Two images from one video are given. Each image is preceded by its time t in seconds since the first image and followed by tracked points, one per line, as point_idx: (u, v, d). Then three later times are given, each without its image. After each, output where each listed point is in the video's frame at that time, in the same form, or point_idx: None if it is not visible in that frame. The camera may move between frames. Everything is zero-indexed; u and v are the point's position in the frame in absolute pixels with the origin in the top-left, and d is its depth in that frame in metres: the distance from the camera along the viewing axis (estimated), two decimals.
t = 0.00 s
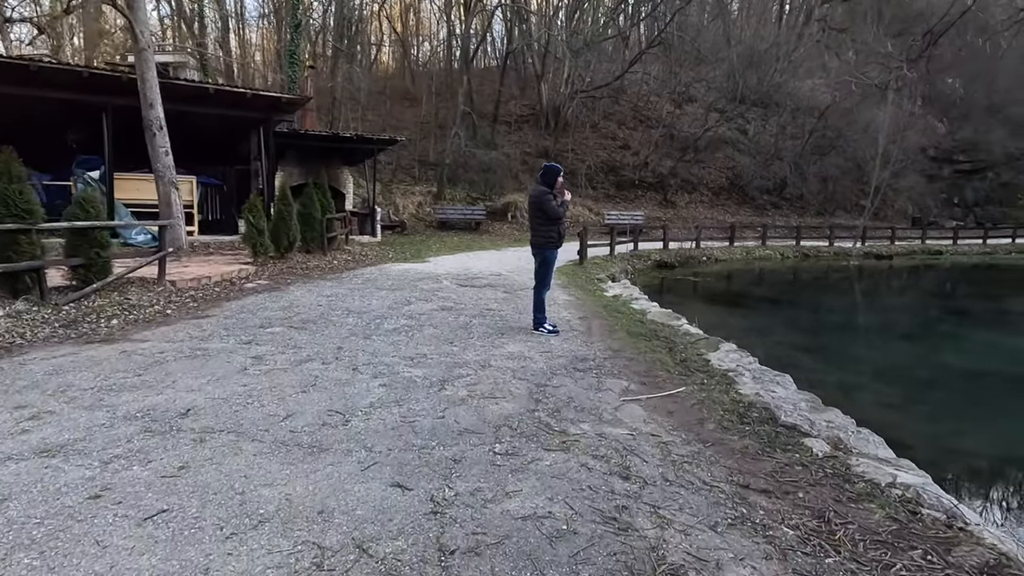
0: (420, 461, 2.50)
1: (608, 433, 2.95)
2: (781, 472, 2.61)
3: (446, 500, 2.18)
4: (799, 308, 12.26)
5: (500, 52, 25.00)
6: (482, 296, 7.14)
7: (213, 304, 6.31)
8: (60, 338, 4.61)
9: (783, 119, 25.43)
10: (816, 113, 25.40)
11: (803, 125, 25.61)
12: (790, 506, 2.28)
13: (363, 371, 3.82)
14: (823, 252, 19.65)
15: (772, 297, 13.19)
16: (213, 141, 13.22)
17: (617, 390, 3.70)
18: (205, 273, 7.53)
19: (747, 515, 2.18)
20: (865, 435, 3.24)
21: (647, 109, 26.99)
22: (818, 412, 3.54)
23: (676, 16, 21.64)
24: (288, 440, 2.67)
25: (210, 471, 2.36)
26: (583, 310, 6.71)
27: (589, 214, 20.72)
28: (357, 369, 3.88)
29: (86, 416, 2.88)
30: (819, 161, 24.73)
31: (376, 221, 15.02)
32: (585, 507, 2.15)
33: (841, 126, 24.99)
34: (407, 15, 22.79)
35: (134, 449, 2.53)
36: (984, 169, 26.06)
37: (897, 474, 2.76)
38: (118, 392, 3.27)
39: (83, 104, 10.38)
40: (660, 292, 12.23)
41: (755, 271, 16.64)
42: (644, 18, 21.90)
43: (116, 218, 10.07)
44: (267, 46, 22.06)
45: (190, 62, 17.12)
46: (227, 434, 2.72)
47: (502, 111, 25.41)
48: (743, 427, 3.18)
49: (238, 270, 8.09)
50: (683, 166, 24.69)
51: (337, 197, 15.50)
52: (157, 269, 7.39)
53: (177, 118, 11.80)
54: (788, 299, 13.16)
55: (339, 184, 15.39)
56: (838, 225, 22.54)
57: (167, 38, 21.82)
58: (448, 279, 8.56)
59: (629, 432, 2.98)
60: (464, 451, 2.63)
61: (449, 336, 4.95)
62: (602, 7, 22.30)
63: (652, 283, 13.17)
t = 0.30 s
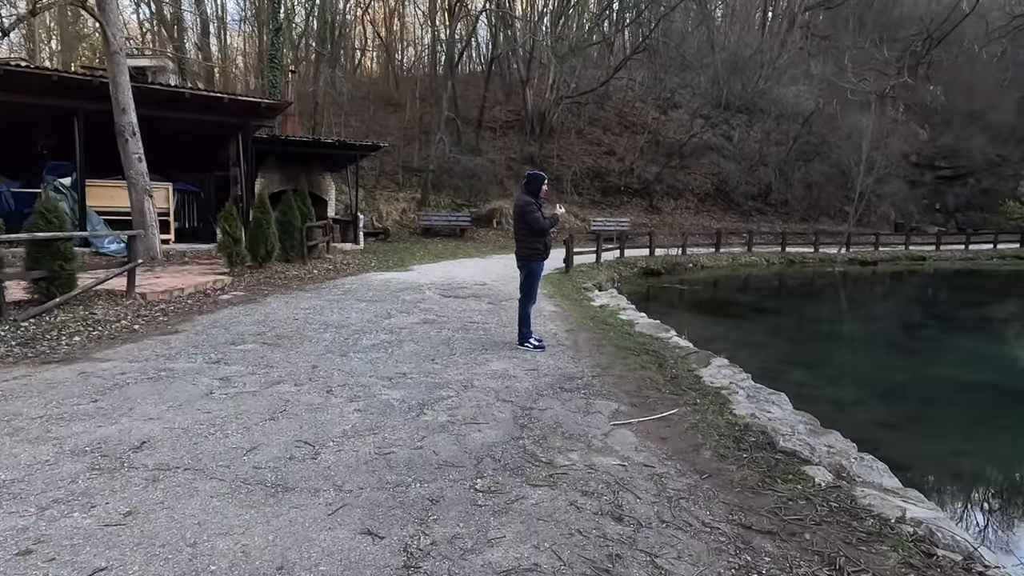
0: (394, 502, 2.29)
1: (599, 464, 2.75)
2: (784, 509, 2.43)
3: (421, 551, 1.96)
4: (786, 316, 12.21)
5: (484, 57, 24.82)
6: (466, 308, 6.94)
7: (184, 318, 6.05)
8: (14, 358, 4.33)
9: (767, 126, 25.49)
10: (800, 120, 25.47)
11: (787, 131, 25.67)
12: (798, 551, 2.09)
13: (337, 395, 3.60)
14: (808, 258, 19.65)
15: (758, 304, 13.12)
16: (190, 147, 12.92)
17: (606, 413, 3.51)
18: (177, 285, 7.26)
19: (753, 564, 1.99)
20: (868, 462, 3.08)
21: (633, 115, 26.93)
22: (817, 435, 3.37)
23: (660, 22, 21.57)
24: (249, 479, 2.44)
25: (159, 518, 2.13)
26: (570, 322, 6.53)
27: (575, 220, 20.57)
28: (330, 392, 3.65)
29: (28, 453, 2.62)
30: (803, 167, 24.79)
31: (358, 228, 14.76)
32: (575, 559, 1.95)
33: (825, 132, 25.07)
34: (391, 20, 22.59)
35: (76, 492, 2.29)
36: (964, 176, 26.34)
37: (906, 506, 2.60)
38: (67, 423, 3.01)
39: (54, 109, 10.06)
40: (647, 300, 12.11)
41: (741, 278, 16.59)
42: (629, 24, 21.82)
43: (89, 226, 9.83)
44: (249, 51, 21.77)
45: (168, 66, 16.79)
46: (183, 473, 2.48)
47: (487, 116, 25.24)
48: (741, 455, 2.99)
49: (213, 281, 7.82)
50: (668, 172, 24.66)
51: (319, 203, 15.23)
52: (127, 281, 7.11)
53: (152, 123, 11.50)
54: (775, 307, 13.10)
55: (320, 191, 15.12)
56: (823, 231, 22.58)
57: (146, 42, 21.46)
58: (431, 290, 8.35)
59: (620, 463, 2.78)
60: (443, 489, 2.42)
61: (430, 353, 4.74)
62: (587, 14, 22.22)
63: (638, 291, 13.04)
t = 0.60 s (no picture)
0: (375, 548, 2.06)
1: (600, 499, 2.54)
2: (801, 550, 2.23)
3: None
4: (778, 329, 12.10)
5: (473, 71, 24.75)
6: (454, 325, 6.72)
7: (159, 336, 5.78)
8: None
9: (755, 140, 25.55)
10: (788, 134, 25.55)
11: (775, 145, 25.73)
12: None
13: (317, 422, 3.37)
14: (798, 272, 19.60)
15: (750, 319, 12.99)
16: (172, 159, 12.67)
17: (604, 439, 3.31)
18: (155, 301, 7.00)
19: None
20: (887, 493, 2.88)
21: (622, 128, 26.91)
22: (828, 462, 3.19)
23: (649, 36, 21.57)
24: (215, 522, 2.21)
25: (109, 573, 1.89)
26: (563, 339, 6.33)
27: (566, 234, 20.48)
28: (309, 419, 3.42)
29: None
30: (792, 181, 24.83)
31: (345, 242, 14.51)
32: None
33: (813, 146, 25.14)
34: (379, 34, 22.49)
35: (16, 541, 2.03)
36: (950, 189, 26.54)
37: (932, 544, 2.40)
38: (18, 456, 2.76)
39: (31, 121, 9.79)
40: (638, 315, 11.95)
41: (732, 292, 16.50)
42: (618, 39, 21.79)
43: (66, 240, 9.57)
44: (237, 63, 21.59)
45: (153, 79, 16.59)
46: (139, 516, 2.23)
47: (476, 129, 25.13)
48: (751, 486, 2.79)
49: (193, 297, 7.56)
50: (658, 185, 24.62)
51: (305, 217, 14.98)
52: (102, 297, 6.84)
53: (133, 135, 11.25)
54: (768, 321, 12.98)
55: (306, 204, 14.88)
56: (812, 245, 22.57)
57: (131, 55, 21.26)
58: (419, 305, 8.14)
59: (622, 497, 2.57)
60: (431, 531, 2.20)
61: (417, 373, 4.51)
62: (576, 27, 22.21)
63: (629, 305, 12.87)
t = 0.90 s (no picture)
0: None
1: (605, 543, 2.32)
2: None
3: None
4: (777, 344, 11.93)
5: (469, 83, 24.67)
6: (449, 342, 6.50)
7: (141, 354, 5.56)
8: None
9: (752, 152, 25.50)
10: (785, 146, 25.50)
11: (772, 157, 25.67)
12: None
13: (300, 452, 3.16)
14: (797, 284, 19.46)
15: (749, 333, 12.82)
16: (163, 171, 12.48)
17: (606, 470, 3.11)
18: (139, 317, 6.77)
19: None
20: (912, 532, 2.68)
21: (619, 140, 26.84)
22: (846, 496, 3.00)
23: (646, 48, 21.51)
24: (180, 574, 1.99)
25: None
26: (561, 357, 6.12)
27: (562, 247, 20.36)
28: (292, 448, 3.21)
29: None
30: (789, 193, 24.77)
31: (339, 254, 14.31)
32: None
33: (810, 158, 25.09)
34: (376, 45, 22.41)
35: None
36: (947, 202, 26.52)
37: None
38: None
39: (17, 131, 9.58)
40: (636, 329, 11.76)
41: (731, 305, 16.33)
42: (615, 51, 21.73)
43: (52, 253, 9.35)
44: (232, 75, 21.47)
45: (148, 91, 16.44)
46: (96, 567, 2.01)
47: (472, 141, 25.02)
48: (767, 526, 2.59)
49: (180, 312, 7.35)
50: (655, 198, 24.52)
51: (298, 229, 14.78)
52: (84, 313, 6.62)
53: (122, 146, 11.06)
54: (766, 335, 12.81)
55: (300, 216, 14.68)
56: (810, 257, 22.46)
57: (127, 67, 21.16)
58: (412, 320, 7.93)
59: (629, 540, 2.36)
60: None
61: (408, 396, 4.30)
62: (573, 39, 22.16)
63: (627, 319, 12.68)
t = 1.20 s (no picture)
0: None
1: None
2: None
3: None
4: (778, 354, 11.73)
5: (468, 91, 24.56)
6: (444, 354, 6.29)
7: (122, 367, 5.34)
8: None
9: (751, 161, 25.38)
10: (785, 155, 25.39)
11: (771, 166, 25.55)
12: None
13: (279, 476, 2.93)
14: (797, 294, 19.29)
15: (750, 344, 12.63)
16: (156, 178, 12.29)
17: (609, 496, 2.90)
18: (123, 327, 6.55)
19: None
20: (940, 568, 2.48)
21: (617, 148, 26.71)
22: (865, 524, 2.81)
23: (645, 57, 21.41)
24: None
25: None
26: (560, 370, 5.91)
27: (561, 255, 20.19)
28: (271, 472, 2.99)
29: None
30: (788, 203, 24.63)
31: (334, 263, 14.10)
32: None
33: (810, 167, 24.96)
34: (373, 54, 22.33)
35: None
36: (946, 211, 26.41)
37: None
38: None
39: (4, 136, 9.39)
40: (635, 339, 11.55)
41: (731, 315, 16.14)
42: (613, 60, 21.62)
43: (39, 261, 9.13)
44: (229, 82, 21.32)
45: (142, 98, 16.29)
46: None
47: (470, 149, 24.88)
48: (783, 562, 2.37)
49: (167, 322, 7.13)
50: (653, 207, 24.36)
51: (293, 237, 14.58)
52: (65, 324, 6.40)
53: (114, 153, 10.87)
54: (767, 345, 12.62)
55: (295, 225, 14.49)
56: (810, 266, 22.29)
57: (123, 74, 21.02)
58: (406, 331, 7.72)
59: None
60: None
61: (399, 414, 4.09)
62: (571, 48, 22.09)
63: (626, 329, 12.47)
